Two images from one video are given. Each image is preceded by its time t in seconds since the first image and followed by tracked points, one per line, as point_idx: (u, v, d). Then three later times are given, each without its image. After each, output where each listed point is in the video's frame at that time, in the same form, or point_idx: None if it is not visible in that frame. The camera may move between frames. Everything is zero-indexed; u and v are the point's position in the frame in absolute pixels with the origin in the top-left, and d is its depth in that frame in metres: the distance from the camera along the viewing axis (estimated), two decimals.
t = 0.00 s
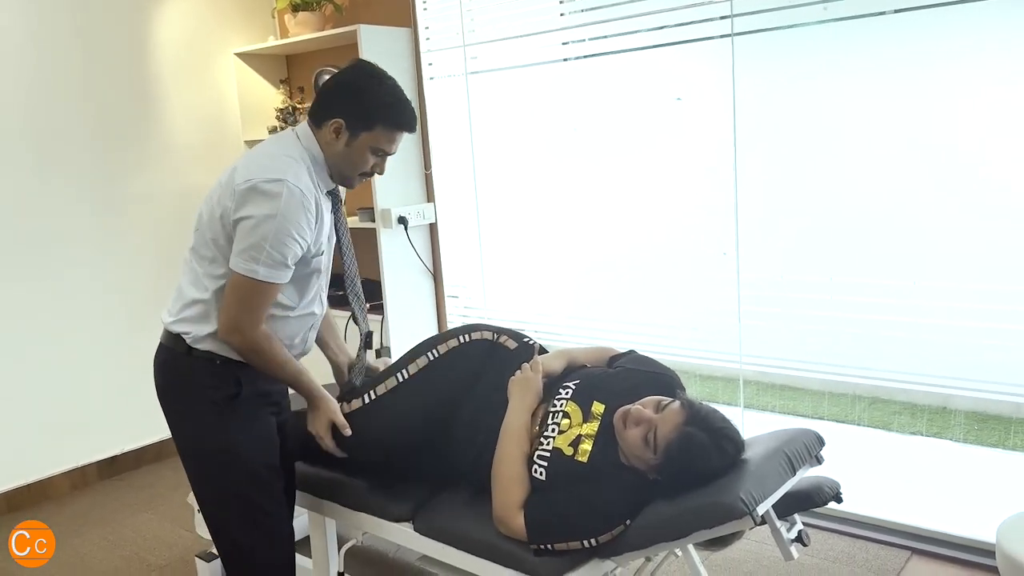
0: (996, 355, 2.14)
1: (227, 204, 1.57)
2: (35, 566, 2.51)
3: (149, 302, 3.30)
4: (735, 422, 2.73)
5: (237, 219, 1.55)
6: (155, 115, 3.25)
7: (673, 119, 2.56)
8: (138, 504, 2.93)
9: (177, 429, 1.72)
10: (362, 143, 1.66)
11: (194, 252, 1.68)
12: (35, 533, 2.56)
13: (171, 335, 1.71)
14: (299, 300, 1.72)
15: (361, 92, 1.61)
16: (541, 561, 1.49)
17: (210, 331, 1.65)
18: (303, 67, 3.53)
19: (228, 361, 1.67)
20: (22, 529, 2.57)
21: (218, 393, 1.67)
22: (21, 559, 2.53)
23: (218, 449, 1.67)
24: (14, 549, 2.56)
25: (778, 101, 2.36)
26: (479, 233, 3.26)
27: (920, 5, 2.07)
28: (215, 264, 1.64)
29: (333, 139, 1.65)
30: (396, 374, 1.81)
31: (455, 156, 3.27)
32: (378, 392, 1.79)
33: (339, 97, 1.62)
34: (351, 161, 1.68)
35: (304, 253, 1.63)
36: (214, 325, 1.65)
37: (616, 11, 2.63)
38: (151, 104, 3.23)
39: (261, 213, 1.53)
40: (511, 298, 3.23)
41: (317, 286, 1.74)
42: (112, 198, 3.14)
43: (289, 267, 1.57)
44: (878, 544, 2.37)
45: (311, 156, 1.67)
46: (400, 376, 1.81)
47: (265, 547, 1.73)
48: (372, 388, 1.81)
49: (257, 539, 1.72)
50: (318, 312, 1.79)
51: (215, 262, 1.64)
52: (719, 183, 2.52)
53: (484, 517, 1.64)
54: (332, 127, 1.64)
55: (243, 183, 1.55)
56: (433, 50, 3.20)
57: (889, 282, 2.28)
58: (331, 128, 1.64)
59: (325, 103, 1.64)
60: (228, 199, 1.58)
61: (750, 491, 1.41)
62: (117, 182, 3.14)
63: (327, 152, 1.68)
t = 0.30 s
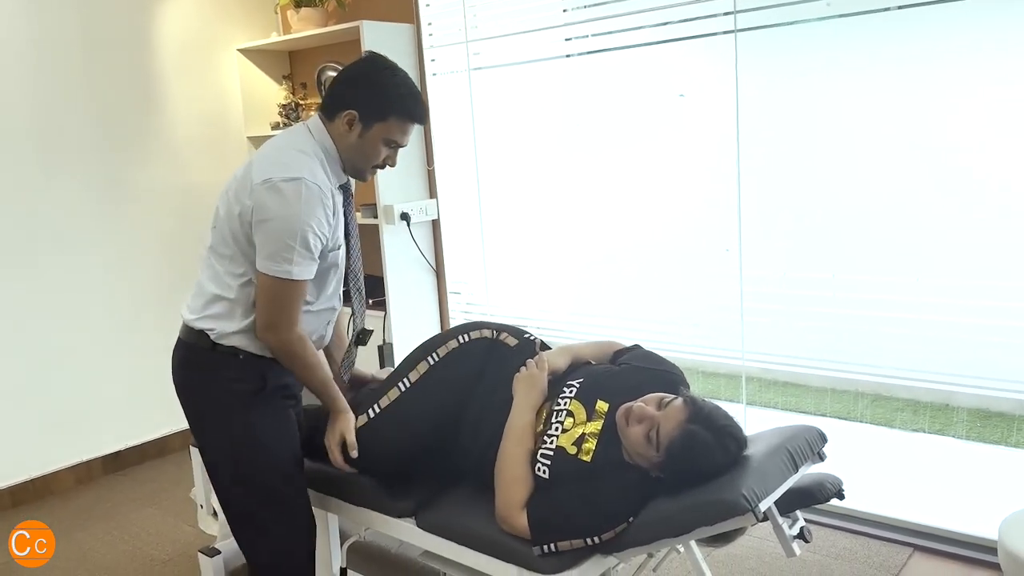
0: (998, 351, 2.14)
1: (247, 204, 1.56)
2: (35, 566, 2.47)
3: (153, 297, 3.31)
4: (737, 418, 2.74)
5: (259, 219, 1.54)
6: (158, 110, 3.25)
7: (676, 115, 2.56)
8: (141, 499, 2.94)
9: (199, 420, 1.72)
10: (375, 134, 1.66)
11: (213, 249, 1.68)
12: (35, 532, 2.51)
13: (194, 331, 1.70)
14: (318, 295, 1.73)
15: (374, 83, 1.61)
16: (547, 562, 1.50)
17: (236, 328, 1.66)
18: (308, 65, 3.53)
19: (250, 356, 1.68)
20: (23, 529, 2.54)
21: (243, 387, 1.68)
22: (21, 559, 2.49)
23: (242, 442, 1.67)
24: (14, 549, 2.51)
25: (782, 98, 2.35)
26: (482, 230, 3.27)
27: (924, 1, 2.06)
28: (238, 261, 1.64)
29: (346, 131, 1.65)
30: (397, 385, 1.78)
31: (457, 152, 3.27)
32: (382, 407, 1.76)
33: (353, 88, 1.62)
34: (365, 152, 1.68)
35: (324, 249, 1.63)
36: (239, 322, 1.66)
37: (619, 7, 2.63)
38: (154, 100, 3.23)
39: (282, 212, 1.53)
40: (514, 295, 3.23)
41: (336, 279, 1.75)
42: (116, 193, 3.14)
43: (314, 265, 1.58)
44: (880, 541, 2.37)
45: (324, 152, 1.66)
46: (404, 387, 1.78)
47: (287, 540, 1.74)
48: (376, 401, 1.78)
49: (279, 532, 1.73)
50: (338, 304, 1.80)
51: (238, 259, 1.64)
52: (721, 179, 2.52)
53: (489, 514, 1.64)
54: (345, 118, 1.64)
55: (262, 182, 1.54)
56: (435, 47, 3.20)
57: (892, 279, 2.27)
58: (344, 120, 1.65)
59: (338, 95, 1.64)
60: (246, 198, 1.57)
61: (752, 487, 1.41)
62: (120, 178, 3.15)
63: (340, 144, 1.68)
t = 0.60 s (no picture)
0: (998, 349, 2.14)
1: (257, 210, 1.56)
2: (36, 566, 2.47)
3: (154, 296, 3.31)
4: (738, 416, 2.74)
5: (271, 225, 1.54)
6: (159, 109, 3.25)
7: (677, 113, 2.56)
8: (143, 496, 2.94)
9: (220, 421, 1.72)
10: (373, 128, 1.65)
11: (225, 253, 1.66)
12: (35, 532, 2.52)
13: (214, 335, 1.68)
14: (330, 293, 1.73)
15: (371, 77, 1.60)
16: (546, 559, 1.50)
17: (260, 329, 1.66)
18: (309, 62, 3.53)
19: (274, 354, 1.69)
20: (23, 530, 2.54)
21: (272, 384, 1.69)
22: (21, 559, 2.50)
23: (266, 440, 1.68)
24: (14, 549, 2.52)
25: (783, 96, 2.35)
26: (483, 228, 3.27)
27: None
28: (254, 264, 1.64)
29: (344, 126, 1.65)
30: (394, 392, 1.77)
31: (458, 149, 3.27)
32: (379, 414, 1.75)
33: (349, 82, 1.62)
34: (364, 147, 1.68)
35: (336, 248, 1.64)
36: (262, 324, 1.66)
37: (620, 4, 2.63)
38: (154, 98, 3.24)
39: (295, 218, 1.53)
40: (515, 293, 3.24)
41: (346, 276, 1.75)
42: (116, 192, 3.14)
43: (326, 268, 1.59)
44: (881, 538, 2.37)
45: (327, 150, 1.66)
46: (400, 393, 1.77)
47: (311, 543, 1.73)
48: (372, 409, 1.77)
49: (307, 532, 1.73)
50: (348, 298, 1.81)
51: (253, 263, 1.64)
52: (722, 176, 2.51)
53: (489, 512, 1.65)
54: (343, 114, 1.63)
55: (272, 188, 1.53)
56: (436, 44, 3.20)
57: (893, 276, 2.27)
58: (341, 114, 1.64)
59: (334, 89, 1.64)
60: (257, 203, 1.57)
61: (752, 484, 1.41)
62: (122, 176, 3.15)
63: (339, 140, 1.67)
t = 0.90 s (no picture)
0: (998, 348, 2.14)
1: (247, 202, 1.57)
2: (35, 566, 2.47)
3: (155, 296, 3.31)
4: (738, 415, 2.74)
5: (259, 217, 1.55)
6: (158, 109, 3.25)
7: (676, 112, 2.56)
8: (143, 496, 2.95)
9: (206, 423, 1.72)
10: (373, 129, 1.66)
11: (217, 249, 1.68)
12: (35, 532, 2.54)
13: (200, 332, 1.70)
14: (321, 294, 1.74)
15: (372, 80, 1.60)
16: (546, 559, 1.50)
17: (243, 327, 1.66)
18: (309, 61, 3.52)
19: (261, 354, 1.69)
20: (22, 531, 2.57)
21: (252, 385, 1.69)
22: (21, 558, 2.50)
23: (256, 442, 1.69)
24: (14, 550, 2.53)
25: (783, 95, 2.35)
26: (483, 227, 3.27)
27: None
28: (243, 260, 1.64)
29: (345, 127, 1.65)
30: (407, 385, 1.78)
31: (458, 149, 3.27)
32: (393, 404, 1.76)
33: (350, 84, 1.62)
34: (364, 149, 1.68)
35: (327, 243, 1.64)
36: (245, 322, 1.66)
37: (619, 4, 2.63)
38: (154, 98, 3.23)
39: (282, 207, 1.53)
40: (515, 292, 3.24)
41: (337, 277, 1.77)
42: (116, 192, 3.14)
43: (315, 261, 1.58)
44: (882, 538, 2.36)
45: (323, 147, 1.66)
46: (411, 386, 1.78)
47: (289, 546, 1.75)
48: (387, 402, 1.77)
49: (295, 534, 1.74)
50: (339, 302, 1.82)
51: (242, 258, 1.64)
52: (722, 175, 2.51)
53: (489, 512, 1.65)
54: (344, 115, 1.63)
55: (261, 179, 1.54)
56: (436, 44, 3.20)
57: (893, 276, 2.27)
58: (342, 116, 1.64)
59: (335, 91, 1.64)
60: (246, 196, 1.58)
61: (752, 484, 1.41)
62: (121, 176, 3.15)
63: (340, 140, 1.68)
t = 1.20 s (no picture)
0: (998, 348, 2.14)
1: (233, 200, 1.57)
2: (35, 566, 2.48)
3: (155, 297, 3.32)
4: (738, 416, 2.74)
5: (244, 213, 1.55)
6: (157, 110, 3.25)
7: (674, 113, 2.56)
8: (143, 497, 2.95)
9: (196, 416, 1.72)
10: (360, 125, 1.67)
11: (206, 248, 1.68)
12: (35, 532, 2.52)
13: (194, 330, 1.70)
14: (308, 290, 1.73)
15: (356, 75, 1.62)
16: (544, 561, 1.50)
17: (233, 326, 1.65)
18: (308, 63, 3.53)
19: (250, 353, 1.68)
20: (23, 531, 2.55)
21: (244, 383, 1.68)
22: (21, 559, 2.50)
23: (241, 439, 1.68)
24: (14, 549, 2.53)
25: (781, 96, 2.35)
26: (483, 228, 3.27)
27: None
28: (230, 258, 1.64)
29: (332, 123, 1.66)
30: (387, 390, 1.75)
31: (457, 150, 3.27)
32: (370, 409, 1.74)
33: (334, 80, 1.63)
34: (352, 144, 1.69)
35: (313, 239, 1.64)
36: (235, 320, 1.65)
37: (618, 6, 2.64)
38: (154, 99, 3.24)
39: (266, 203, 1.53)
40: (515, 293, 3.24)
41: (328, 272, 1.76)
42: (115, 194, 3.14)
43: (301, 257, 1.58)
44: (882, 539, 2.36)
45: (309, 144, 1.66)
46: (390, 391, 1.75)
47: (274, 544, 1.75)
48: (365, 406, 1.75)
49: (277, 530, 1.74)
50: (331, 294, 1.81)
51: (230, 256, 1.64)
52: (721, 176, 2.51)
53: (486, 514, 1.65)
54: (331, 111, 1.65)
55: (246, 176, 1.55)
56: (436, 45, 3.21)
57: (893, 276, 2.27)
58: (327, 113, 1.65)
59: (320, 88, 1.65)
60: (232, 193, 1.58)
61: (752, 484, 1.41)
62: (121, 178, 3.16)
63: (327, 137, 1.69)
